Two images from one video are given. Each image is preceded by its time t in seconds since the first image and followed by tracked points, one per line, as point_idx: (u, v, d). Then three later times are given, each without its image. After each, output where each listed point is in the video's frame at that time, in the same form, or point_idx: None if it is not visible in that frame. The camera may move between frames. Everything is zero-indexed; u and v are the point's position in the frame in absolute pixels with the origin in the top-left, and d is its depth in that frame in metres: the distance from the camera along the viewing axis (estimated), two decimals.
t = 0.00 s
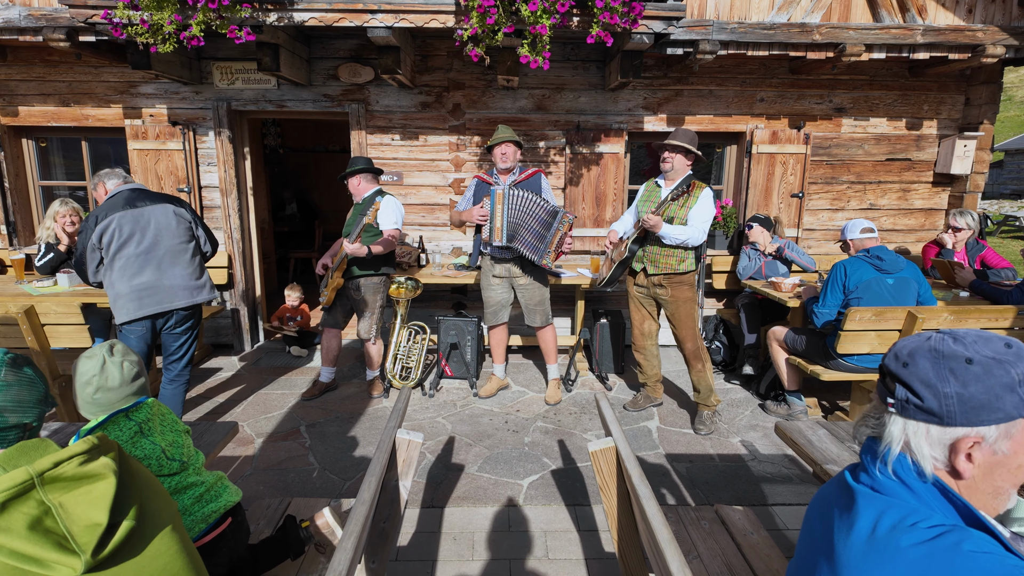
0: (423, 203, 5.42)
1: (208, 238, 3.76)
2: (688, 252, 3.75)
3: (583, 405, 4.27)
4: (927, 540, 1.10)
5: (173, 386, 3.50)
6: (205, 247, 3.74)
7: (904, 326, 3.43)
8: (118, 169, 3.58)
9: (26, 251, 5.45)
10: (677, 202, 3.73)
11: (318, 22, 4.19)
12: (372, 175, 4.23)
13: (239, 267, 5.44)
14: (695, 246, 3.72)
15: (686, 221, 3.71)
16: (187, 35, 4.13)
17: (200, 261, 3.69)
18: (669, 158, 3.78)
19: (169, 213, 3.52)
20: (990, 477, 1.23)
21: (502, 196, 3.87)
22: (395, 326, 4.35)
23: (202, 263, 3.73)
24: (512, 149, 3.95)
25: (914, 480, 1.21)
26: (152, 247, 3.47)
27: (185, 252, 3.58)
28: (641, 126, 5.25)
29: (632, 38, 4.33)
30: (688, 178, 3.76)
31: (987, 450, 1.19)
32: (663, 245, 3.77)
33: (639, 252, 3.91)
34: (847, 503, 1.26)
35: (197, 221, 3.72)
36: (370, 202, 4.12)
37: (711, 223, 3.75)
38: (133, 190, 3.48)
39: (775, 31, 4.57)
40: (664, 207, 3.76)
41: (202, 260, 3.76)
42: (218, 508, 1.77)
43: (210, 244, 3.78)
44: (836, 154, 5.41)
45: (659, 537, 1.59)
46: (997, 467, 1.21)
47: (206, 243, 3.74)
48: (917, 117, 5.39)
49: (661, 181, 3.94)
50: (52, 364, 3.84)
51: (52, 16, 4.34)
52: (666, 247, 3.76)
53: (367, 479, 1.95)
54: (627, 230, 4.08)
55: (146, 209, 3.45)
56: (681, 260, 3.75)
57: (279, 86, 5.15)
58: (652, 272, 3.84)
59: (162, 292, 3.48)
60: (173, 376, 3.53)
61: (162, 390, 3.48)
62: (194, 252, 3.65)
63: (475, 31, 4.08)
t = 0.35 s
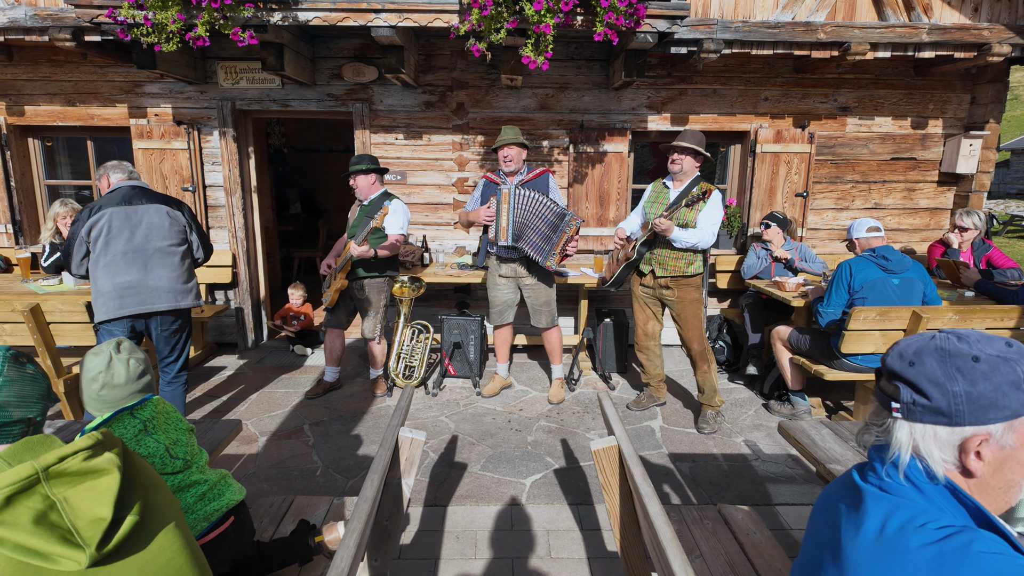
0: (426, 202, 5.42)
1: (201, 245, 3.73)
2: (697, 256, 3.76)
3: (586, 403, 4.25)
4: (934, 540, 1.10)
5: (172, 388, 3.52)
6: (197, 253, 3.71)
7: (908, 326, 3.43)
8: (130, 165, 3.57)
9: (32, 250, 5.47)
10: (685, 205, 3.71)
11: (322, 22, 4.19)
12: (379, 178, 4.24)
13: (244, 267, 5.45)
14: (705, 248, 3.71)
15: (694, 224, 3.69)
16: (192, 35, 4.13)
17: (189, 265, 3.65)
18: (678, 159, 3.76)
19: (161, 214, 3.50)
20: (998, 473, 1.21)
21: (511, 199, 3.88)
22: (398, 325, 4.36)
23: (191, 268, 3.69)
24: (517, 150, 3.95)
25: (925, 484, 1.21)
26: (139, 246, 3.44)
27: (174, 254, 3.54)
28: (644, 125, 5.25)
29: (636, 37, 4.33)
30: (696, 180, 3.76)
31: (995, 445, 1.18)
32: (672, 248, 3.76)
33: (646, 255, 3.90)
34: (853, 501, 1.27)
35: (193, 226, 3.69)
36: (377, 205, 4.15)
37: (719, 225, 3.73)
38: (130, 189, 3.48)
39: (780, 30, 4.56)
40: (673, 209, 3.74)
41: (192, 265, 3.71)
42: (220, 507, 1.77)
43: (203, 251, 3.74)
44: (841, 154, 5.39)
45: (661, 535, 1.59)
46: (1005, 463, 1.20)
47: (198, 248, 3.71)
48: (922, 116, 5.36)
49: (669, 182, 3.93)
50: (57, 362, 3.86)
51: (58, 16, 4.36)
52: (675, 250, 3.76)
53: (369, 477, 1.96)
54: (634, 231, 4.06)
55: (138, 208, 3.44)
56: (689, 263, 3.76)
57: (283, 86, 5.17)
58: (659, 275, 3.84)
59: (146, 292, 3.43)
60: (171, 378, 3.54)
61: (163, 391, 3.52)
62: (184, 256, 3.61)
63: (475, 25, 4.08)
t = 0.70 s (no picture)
0: (429, 201, 5.43)
1: (160, 251, 3.55)
2: (718, 254, 3.79)
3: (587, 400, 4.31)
4: (935, 540, 1.10)
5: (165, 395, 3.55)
6: (155, 260, 3.55)
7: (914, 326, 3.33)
8: (116, 165, 3.46)
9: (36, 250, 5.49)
10: (705, 204, 3.69)
11: (324, 22, 4.16)
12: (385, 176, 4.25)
13: (246, 268, 5.55)
14: (726, 247, 3.74)
15: (715, 223, 3.69)
16: (197, 36, 4.12)
17: (141, 273, 3.51)
18: (698, 156, 3.72)
19: (111, 216, 3.35)
20: (1000, 467, 1.21)
21: (526, 199, 3.84)
22: (400, 325, 4.38)
23: (147, 275, 3.56)
24: (536, 146, 3.93)
25: (921, 478, 1.20)
26: (85, 250, 3.37)
27: (122, 262, 3.42)
28: (648, 124, 5.31)
29: (639, 37, 4.35)
30: (716, 177, 3.70)
31: (993, 440, 1.18)
32: (694, 248, 3.77)
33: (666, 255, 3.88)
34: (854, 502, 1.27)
35: (153, 232, 3.51)
36: (383, 206, 4.22)
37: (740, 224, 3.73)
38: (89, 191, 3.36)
39: (783, 29, 4.60)
40: (693, 208, 3.71)
41: (150, 271, 3.58)
42: (222, 505, 1.80)
43: (162, 258, 3.57)
44: (843, 153, 5.39)
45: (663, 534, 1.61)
46: (1006, 456, 1.20)
47: (155, 255, 3.54)
48: (925, 116, 5.28)
49: (687, 180, 3.90)
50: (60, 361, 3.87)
51: (61, 16, 4.36)
52: (695, 249, 3.77)
53: (372, 475, 1.96)
54: (651, 232, 4.08)
55: (88, 209, 3.33)
56: (711, 262, 3.78)
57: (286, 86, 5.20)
58: (681, 275, 3.84)
59: (86, 299, 3.37)
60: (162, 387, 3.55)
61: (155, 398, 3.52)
62: (136, 263, 3.48)
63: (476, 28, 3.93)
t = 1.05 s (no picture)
0: (431, 201, 5.36)
1: (137, 259, 3.50)
2: (731, 252, 3.76)
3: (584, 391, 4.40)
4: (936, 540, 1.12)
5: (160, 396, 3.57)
6: (131, 267, 3.50)
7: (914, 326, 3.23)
8: (114, 169, 3.46)
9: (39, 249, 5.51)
10: (716, 201, 3.68)
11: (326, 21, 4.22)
12: (369, 174, 4.22)
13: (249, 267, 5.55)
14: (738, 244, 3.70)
15: (727, 220, 3.67)
16: (199, 34, 4.19)
17: (115, 280, 3.45)
18: (710, 154, 3.72)
19: (89, 221, 3.30)
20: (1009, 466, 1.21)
21: (531, 199, 3.87)
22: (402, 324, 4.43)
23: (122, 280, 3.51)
24: (547, 147, 3.94)
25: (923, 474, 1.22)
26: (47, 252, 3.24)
27: (92, 266, 3.33)
28: (649, 124, 5.26)
29: (641, 36, 4.34)
30: (728, 174, 3.69)
31: (1005, 437, 1.20)
32: (705, 246, 3.76)
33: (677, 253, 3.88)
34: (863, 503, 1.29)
35: (130, 238, 3.46)
36: (373, 205, 4.24)
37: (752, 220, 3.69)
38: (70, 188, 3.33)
39: (785, 28, 4.58)
40: (703, 206, 3.71)
41: (127, 278, 3.53)
42: (226, 499, 1.79)
43: (139, 266, 3.52)
44: (845, 152, 5.38)
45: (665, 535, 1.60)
46: (1016, 454, 1.21)
47: (131, 263, 3.48)
48: (928, 115, 5.27)
49: (697, 178, 3.90)
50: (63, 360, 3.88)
51: (64, 15, 4.36)
52: (707, 247, 3.76)
53: (374, 474, 1.99)
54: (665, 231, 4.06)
55: (66, 211, 3.29)
56: (723, 261, 3.76)
57: (289, 85, 5.22)
58: (693, 273, 3.83)
59: (50, 302, 3.30)
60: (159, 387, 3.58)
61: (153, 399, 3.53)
62: (108, 268, 3.41)
63: (476, 28, 4.05)
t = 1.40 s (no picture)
0: (433, 200, 5.37)
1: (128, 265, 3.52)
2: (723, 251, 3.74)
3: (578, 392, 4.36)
4: (934, 545, 1.27)
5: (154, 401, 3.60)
6: (122, 273, 3.50)
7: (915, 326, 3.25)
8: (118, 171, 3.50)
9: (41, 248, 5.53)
10: (706, 201, 3.73)
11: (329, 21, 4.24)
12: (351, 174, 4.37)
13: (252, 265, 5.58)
14: (729, 245, 3.69)
15: (717, 219, 3.69)
16: (198, 32, 4.22)
17: (102, 285, 3.43)
18: (702, 156, 3.79)
19: (81, 225, 3.38)
20: None
21: (527, 199, 3.82)
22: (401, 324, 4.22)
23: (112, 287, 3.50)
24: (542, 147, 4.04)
25: (953, 482, 1.28)
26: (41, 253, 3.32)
27: (81, 269, 3.36)
28: (649, 124, 5.25)
29: (643, 35, 4.35)
30: (719, 175, 3.75)
31: None
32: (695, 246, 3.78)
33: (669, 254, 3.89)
34: (847, 500, 1.40)
35: (127, 244, 3.52)
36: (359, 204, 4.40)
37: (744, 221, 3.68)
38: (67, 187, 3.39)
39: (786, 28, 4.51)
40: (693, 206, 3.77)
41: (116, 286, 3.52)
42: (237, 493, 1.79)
43: (130, 272, 3.53)
44: (847, 152, 5.37)
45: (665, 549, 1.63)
46: None
47: (122, 268, 3.50)
48: (930, 114, 5.26)
49: (689, 179, 3.94)
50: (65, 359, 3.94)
51: (68, 16, 4.46)
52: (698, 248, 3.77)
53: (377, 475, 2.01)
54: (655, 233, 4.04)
55: (66, 214, 3.39)
56: (715, 260, 3.74)
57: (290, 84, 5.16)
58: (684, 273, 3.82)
59: (35, 304, 3.28)
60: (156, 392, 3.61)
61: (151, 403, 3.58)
62: (98, 273, 3.42)
63: (480, 27, 4.21)
